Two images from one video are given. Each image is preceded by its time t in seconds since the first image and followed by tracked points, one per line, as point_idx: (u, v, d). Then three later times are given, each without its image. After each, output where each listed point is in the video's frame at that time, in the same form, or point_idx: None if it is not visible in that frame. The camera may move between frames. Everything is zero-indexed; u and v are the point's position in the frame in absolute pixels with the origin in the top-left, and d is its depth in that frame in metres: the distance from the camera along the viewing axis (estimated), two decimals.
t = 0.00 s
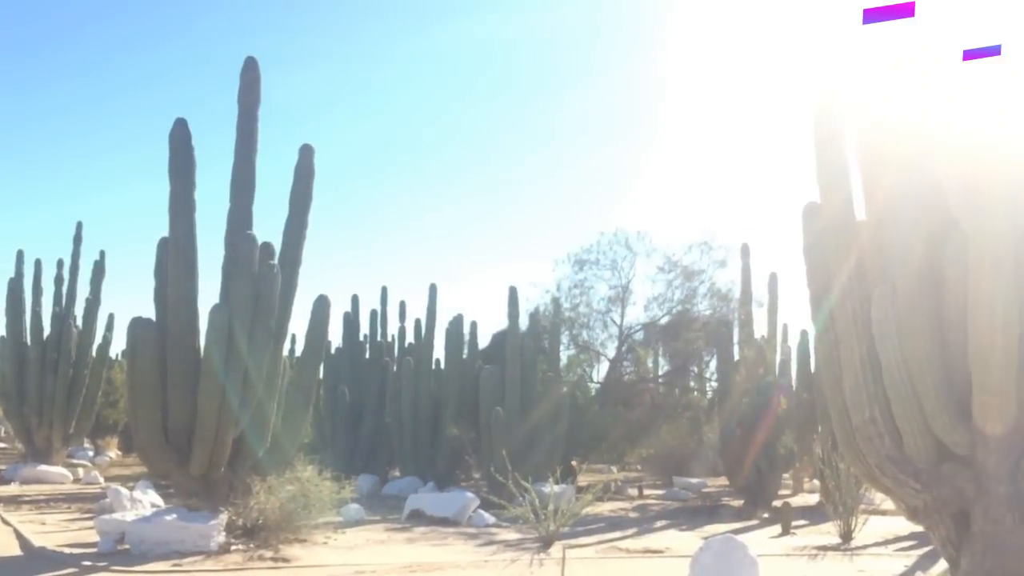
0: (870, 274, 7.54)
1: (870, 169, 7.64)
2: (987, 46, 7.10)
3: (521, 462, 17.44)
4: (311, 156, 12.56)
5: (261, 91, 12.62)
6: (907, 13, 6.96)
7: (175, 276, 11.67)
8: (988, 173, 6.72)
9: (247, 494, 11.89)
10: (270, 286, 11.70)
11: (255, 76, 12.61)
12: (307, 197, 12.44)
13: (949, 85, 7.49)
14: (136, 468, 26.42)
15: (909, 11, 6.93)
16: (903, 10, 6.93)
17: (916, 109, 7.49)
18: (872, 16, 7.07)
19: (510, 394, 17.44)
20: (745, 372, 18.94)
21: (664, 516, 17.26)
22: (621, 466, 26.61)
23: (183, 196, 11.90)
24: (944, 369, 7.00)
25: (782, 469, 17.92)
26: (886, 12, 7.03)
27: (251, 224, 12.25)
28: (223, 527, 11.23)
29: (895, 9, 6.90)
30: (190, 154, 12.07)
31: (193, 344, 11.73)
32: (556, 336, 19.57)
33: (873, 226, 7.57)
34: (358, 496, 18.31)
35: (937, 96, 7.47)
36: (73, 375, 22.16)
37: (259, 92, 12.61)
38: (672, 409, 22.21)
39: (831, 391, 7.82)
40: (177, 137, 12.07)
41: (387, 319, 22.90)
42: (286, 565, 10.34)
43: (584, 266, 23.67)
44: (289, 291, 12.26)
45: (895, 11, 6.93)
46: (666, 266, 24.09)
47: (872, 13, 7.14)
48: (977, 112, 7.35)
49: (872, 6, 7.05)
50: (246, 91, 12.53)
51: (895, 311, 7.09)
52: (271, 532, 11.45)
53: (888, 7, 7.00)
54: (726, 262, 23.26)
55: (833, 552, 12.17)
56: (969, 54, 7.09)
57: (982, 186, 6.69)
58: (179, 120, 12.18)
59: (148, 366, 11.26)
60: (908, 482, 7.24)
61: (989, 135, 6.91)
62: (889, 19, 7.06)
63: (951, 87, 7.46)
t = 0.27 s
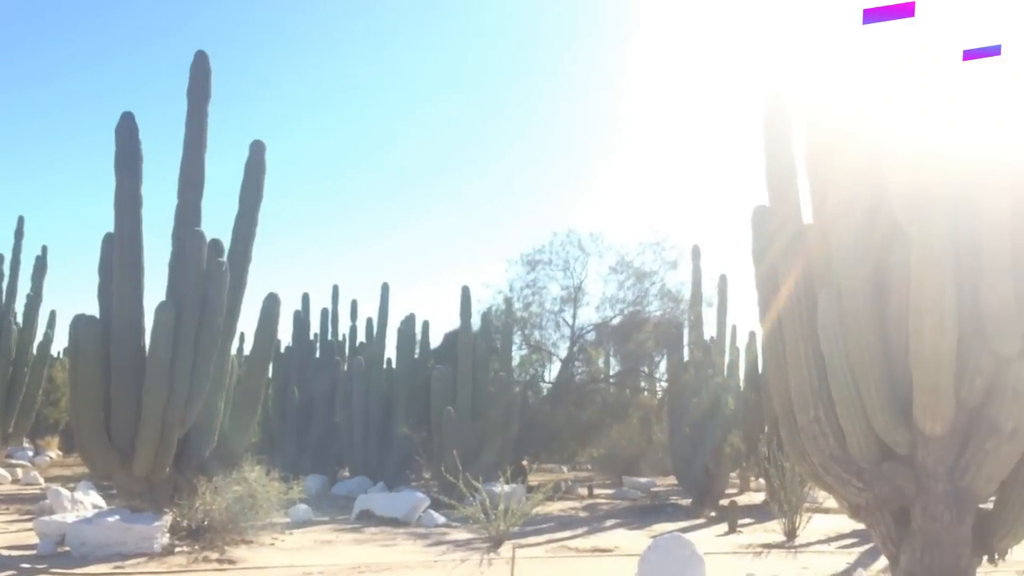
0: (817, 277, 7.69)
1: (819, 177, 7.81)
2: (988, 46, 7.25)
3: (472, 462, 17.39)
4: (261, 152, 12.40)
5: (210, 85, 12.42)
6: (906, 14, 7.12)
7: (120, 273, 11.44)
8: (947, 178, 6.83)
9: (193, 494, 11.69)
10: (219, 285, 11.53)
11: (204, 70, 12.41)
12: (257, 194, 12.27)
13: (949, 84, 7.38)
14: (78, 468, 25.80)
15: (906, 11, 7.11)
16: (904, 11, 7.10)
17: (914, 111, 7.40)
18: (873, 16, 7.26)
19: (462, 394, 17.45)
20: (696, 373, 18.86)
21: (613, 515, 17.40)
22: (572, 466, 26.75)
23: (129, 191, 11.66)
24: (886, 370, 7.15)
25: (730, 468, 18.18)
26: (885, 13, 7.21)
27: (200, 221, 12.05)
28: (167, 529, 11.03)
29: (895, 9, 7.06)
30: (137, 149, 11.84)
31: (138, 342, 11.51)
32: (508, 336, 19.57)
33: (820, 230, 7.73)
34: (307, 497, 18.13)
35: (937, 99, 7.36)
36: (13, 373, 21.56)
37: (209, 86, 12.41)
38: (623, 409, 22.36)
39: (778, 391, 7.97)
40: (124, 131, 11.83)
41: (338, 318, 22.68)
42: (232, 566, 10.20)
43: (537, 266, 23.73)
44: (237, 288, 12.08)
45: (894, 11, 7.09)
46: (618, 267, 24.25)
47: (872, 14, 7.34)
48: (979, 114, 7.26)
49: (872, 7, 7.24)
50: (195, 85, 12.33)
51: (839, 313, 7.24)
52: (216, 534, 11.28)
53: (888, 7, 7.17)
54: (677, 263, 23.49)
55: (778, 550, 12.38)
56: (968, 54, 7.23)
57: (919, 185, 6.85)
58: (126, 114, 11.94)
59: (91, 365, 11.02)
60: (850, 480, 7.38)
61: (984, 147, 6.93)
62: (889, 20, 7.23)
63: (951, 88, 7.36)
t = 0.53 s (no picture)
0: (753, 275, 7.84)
1: (755, 175, 7.93)
2: (985, 47, 7.41)
3: (411, 456, 17.30)
4: (197, 141, 12.14)
5: (145, 71, 12.11)
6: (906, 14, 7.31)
7: (48, 263, 11.10)
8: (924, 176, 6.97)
9: (122, 490, 11.30)
10: (152, 275, 11.22)
11: (139, 56, 12.10)
12: (193, 183, 12.02)
13: (949, 85, 7.36)
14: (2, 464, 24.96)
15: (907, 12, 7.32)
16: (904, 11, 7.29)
17: (914, 110, 7.34)
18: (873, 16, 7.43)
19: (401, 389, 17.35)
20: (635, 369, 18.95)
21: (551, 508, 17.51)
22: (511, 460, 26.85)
23: (58, 178, 11.32)
24: (818, 365, 7.33)
25: (666, 462, 18.45)
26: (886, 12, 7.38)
27: (133, 211, 11.76)
28: (96, 525, 10.74)
29: (895, 9, 7.25)
30: (68, 136, 11.51)
31: (67, 334, 11.18)
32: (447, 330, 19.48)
33: (756, 227, 7.86)
34: (241, 492, 17.83)
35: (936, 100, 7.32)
36: None
37: (143, 72, 12.11)
38: (562, 404, 22.50)
39: (715, 386, 8.10)
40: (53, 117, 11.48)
41: (276, 311, 22.35)
42: (163, 563, 9.98)
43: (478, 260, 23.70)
44: (171, 279, 11.83)
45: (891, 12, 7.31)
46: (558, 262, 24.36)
47: (872, 13, 7.51)
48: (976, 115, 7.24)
49: (873, 7, 7.43)
50: (129, 71, 12.02)
51: (774, 310, 7.39)
52: (147, 530, 11.02)
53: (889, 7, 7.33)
54: (617, 259, 23.70)
55: (712, 542, 12.59)
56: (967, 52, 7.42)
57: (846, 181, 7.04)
58: (56, 99, 11.59)
59: (17, 357, 10.67)
60: (782, 474, 7.54)
61: (989, 149, 6.93)
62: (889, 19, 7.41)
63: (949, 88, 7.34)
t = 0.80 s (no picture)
0: (694, 277, 7.94)
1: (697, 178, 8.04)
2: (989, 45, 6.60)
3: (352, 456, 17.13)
4: (135, 131, 11.86)
5: (81, 58, 11.79)
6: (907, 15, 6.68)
7: None
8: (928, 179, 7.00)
9: (52, 490, 10.98)
10: (86, 270, 10.93)
11: (74, 43, 11.77)
12: (129, 174, 11.74)
13: (949, 84, 7.14)
14: None
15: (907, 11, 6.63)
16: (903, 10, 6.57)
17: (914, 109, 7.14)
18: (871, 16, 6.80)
19: (342, 387, 17.16)
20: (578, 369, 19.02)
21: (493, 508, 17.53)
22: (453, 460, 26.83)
23: None
24: (755, 368, 7.46)
25: (607, 462, 18.59)
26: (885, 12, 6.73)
27: (66, 202, 11.45)
28: (24, 525, 10.42)
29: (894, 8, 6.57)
30: None
31: None
32: (390, 328, 19.34)
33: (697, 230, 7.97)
34: (177, 492, 17.47)
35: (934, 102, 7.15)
36: None
37: (78, 60, 11.79)
38: (505, 403, 22.49)
39: (655, 387, 8.19)
40: None
41: (215, 307, 21.96)
42: (94, 565, 9.73)
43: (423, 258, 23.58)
44: (106, 273, 11.54)
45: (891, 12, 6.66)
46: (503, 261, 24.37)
47: (871, 14, 6.90)
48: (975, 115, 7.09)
49: (872, 5, 6.76)
50: (63, 58, 11.68)
51: (713, 313, 7.50)
52: (78, 531, 10.74)
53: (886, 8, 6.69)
54: (561, 259, 23.81)
55: (650, 542, 12.74)
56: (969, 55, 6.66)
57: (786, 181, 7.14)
58: None
59: None
60: (720, 474, 7.64)
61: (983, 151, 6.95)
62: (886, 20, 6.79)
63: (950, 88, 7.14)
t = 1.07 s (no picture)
0: (652, 300, 7.99)
1: (656, 200, 8.11)
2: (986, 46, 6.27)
3: (308, 479, 16.89)
4: (89, 148, 11.68)
5: (35, 74, 11.61)
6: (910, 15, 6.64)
7: None
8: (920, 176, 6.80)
9: None
10: (37, 288, 10.68)
11: (28, 58, 11.58)
12: (83, 192, 11.54)
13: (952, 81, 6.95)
14: None
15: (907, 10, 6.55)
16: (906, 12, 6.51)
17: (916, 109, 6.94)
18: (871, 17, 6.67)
19: (300, 409, 16.94)
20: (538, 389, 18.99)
21: (452, 532, 17.37)
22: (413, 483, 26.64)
23: None
24: (712, 389, 7.51)
25: (567, 483, 18.53)
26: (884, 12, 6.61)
27: (17, 220, 11.21)
28: None
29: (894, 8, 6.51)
30: None
31: None
32: (349, 349, 19.16)
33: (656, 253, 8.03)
34: (128, 517, 17.08)
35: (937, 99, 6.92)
36: None
37: (32, 76, 11.60)
38: (465, 423, 22.25)
39: (614, 409, 8.21)
40: None
41: (170, 328, 21.61)
42: None
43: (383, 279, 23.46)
44: (58, 293, 11.31)
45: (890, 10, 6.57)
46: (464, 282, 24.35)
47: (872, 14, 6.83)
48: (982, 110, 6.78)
49: (872, 6, 6.70)
50: (16, 73, 11.49)
51: (672, 335, 7.54)
52: (25, 558, 10.46)
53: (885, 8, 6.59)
54: (521, 280, 23.84)
55: (609, 564, 12.71)
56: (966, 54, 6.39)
57: (741, 200, 7.18)
58: None
59: None
60: (678, 496, 7.65)
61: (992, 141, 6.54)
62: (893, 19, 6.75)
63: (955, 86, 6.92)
